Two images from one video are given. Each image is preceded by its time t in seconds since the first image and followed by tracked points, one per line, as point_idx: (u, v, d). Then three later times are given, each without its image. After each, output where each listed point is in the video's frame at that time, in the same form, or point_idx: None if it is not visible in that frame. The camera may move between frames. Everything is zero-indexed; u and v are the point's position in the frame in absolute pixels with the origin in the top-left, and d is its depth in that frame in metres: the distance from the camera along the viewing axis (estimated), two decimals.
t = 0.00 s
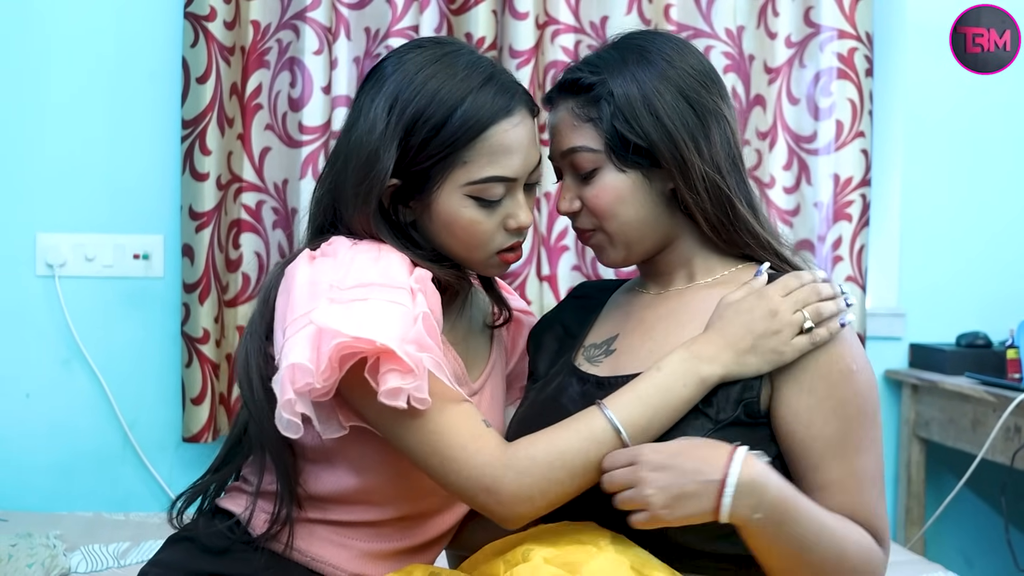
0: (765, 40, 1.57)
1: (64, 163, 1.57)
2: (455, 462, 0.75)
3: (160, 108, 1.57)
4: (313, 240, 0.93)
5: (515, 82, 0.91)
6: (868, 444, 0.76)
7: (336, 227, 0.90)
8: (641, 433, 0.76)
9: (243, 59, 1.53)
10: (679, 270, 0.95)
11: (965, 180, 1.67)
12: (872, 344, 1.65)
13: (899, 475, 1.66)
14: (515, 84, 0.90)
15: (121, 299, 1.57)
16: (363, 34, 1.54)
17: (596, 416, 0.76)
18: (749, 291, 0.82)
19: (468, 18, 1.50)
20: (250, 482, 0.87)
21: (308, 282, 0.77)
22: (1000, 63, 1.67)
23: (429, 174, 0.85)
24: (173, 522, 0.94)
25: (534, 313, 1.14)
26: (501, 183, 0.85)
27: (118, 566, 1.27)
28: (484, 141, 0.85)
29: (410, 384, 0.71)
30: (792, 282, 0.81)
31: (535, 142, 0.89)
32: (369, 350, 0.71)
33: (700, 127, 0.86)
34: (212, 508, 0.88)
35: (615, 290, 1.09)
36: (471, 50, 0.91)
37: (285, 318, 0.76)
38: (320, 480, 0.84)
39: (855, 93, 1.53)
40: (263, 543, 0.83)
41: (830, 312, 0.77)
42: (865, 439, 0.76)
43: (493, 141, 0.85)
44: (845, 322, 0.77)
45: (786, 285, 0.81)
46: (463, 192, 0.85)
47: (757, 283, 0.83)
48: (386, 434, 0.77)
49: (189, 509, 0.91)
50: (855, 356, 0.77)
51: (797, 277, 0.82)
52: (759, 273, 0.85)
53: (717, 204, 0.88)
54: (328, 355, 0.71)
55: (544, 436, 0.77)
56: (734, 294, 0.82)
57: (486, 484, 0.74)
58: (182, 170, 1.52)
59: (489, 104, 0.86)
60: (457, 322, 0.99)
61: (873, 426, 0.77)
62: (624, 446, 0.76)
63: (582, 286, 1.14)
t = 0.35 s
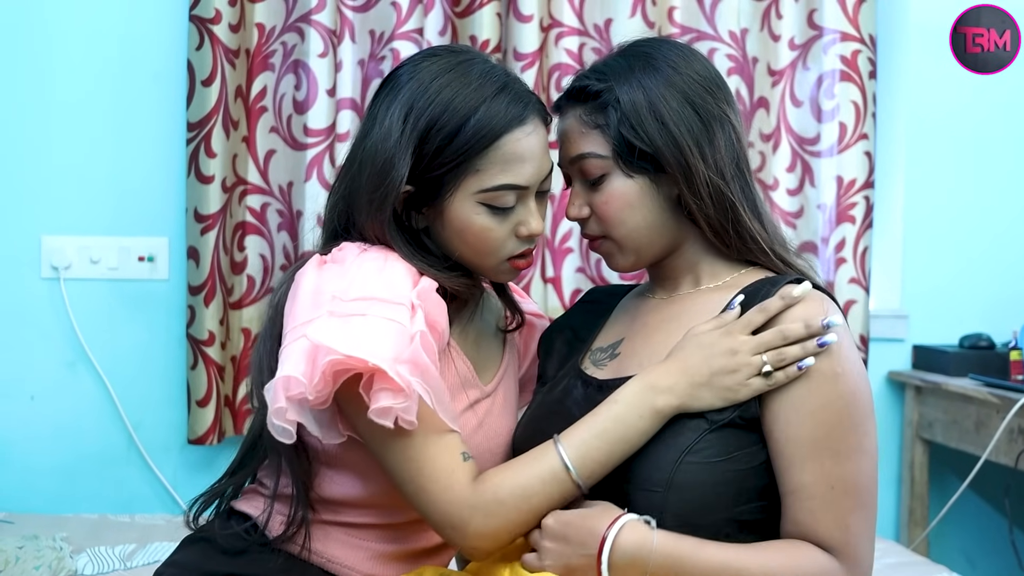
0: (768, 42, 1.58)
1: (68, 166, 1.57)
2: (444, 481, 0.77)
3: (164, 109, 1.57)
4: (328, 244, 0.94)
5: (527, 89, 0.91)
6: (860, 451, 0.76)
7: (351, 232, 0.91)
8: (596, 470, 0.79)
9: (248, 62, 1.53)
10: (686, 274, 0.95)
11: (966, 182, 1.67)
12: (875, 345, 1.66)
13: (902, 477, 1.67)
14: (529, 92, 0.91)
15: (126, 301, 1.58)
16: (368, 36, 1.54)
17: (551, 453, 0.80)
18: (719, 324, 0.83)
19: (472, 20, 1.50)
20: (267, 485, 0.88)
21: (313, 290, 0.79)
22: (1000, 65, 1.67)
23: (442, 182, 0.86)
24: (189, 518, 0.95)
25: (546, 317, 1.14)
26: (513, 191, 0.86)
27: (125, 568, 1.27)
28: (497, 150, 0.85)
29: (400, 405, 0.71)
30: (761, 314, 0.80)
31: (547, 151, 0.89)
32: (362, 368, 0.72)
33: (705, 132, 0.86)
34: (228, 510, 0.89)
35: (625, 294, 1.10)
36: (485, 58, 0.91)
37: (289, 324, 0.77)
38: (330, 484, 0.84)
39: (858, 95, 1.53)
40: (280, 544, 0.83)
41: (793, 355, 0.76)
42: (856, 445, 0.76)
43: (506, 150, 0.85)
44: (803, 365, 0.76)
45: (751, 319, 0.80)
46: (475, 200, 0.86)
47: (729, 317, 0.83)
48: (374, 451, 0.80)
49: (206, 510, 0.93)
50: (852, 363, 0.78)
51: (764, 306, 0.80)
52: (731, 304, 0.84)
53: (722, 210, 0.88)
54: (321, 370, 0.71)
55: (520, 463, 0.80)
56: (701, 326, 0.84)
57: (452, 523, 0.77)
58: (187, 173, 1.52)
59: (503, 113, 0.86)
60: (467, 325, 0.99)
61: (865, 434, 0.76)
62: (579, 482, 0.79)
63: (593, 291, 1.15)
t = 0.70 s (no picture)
0: (772, 41, 1.58)
1: (72, 165, 1.57)
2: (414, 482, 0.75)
3: (169, 108, 1.57)
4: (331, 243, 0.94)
5: (527, 86, 0.91)
6: (854, 445, 0.76)
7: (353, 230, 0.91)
8: (553, 478, 0.77)
9: (252, 61, 1.53)
10: (686, 274, 0.95)
11: (968, 181, 1.67)
12: (878, 344, 1.66)
13: (905, 475, 1.67)
14: (529, 89, 0.91)
15: (130, 300, 1.58)
16: (371, 35, 1.54)
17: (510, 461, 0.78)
18: (687, 343, 0.83)
19: (475, 19, 1.50)
20: (269, 482, 0.88)
21: (308, 286, 0.79)
22: (1000, 63, 1.68)
23: (445, 177, 0.86)
24: (195, 521, 0.95)
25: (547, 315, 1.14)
26: (514, 184, 0.86)
27: (129, 566, 1.27)
28: (499, 144, 0.85)
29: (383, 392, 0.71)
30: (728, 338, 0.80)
31: (547, 145, 0.89)
32: (346, 353, 0.72)
33: (702, 131, 0.86)
34: (231, 507, 0.89)
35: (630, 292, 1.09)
36: (485, 56, 0.92)
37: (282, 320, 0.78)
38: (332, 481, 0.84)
39: (861, 94, 1.53)
40: (283, 540, 0.83)
41: (759, 374, 0.77)
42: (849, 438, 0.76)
43: (507, 144, 0.86)
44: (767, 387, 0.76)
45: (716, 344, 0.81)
46: (477, 194, 0.86)
47: (695, 336, 0.84)
48: (353, 455, 0.79)
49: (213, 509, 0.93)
50: (847, 357, 0.78)
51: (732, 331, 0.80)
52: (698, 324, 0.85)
53: (720, 208, 0.88)
54: (307, 357, 0.72)
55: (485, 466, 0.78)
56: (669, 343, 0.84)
57: (411, 524, 0.75)
58: (191, 172, 1.52)
59: (505, 108, 0.86)
60: (467, 324, 0.99)
61: (859, 430, 0.77)
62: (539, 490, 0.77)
63: (596, 290, 1.15)
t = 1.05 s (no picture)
0: (775, 42, 1.58)
1: (76, 165, 1.58)
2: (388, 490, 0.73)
3: (174, 108, 1.58)
4: (339, 241, 0.94)
5: (533, 80, 0.92)
6: (826, 448, 0.76)
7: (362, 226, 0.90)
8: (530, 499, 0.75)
9: (256, 61, 1.54)
10: (685, 274, 0.95)
11: (970, 181, 1.68)
12: (881, 344, 1.66)
13: (908, 475, 1.67)
14: (535, 83, 0.92)
15: (134, 300, 1.58)
16: (376, 35, 1.55)
17: (486, 477, 0.76)
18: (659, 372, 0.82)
19: (479, 20, 1.51)
20: (276, 482, 0.88)
21: (309, 294, 0.79)
22: (1000, 63, 1.68)
23: (457, 168, 0.86)
24: (201, 520, 0.95)
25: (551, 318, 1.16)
26: (526, 173, 0.87)
27: (134, 566, 1.28)
28: (510, 132, 0.86)
29: (374, 397, 0.71)
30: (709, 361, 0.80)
31: (555, 137, 0.90)
32: (338, 357, 0.71)
33: (702, 128, 0.86)
34: (237, 506, 0.89)
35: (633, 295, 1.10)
36: (488, 52, 0.93)
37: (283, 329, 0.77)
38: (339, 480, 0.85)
39: (864, 94, 1.54)
40: (293, 540, 0.83)
41: (737, 393, 0.77)
42: (822, 441, 0.76)
43: (519, 132, 0.86)
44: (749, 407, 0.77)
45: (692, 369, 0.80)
46: (490, 182, 0.86)
47: (671, 362, 0.83)
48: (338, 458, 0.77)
49: (219, 509, 0.93)
50: (833, 359, 0.78)
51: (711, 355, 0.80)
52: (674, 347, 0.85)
53: (720, 207, 0.88)
54: (300, 365, 0.71)
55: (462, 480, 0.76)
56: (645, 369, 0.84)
57: (382, 527, 0.73)
58: (196, 172, 1.52)
59: (515, 99, 0.87)
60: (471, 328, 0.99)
61: (833, 434, 0.77)
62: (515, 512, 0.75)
63: (602, 292, 1.15)
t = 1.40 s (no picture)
0: (776, 45, 1.59)
1: (80, 167, 1.58)
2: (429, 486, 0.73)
3: (177, 111, 1.58)
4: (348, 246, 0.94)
5: (534, 80, 0.93)
6: (799, 451, 0.77)
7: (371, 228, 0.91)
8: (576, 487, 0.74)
9: (259, 63, 1.54)
10: (687, 279, 0.95)
11: (970, 184, 1.68)
12: (881, 345, 1.67)
13: (908, 476, 1.68)
14: (539, 83, 0.93)
15: (138, 302, 1.59)
16: (378, 38, 1.55)
17: (531, 471, 0.75)
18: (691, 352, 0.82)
19: (482, 23, 1.51)
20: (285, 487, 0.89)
21: (324, 305, 0.79)
22: (1000, 65, 1.69)
23: (465, 167, 0.87)
24: (210, 523, 0.96)
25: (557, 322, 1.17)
26: (534, 169, 0.88)
27: (139, 566, 1.28)
28: (516, 130, 0.87)
29: (402, 403, 0.71)
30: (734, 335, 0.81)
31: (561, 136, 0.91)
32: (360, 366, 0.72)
33: (709, 132, 0.87)
34: (246, 507, 0.90)
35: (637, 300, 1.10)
36: (488, 55, 0.94)
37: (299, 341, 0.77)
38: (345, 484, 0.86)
39: (865, 98, 1.54)
40: (304, 543, 0.84)
41: (772, 362, 0.77)
42: (798, 442, 0.77)
43: (524, 129, 0.87)
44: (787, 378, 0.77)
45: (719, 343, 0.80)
46: (499, 180, 0.87)
47: (699, 343, 0.83)
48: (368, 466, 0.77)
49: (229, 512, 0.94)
50: (834, 371, 0.79)
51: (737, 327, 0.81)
52: (697, 331, 0.85)
53: (725, 210, 0.88)
54: (323, 376, 0.71)
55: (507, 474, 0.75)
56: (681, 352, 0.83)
57: (426, 526, 0.72)
58: (200, 174, 1.53)
59: (519, 98, 0.88)
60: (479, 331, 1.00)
61: (811, 442, 0.78)
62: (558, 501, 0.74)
63: (605, 295, 1.16)
